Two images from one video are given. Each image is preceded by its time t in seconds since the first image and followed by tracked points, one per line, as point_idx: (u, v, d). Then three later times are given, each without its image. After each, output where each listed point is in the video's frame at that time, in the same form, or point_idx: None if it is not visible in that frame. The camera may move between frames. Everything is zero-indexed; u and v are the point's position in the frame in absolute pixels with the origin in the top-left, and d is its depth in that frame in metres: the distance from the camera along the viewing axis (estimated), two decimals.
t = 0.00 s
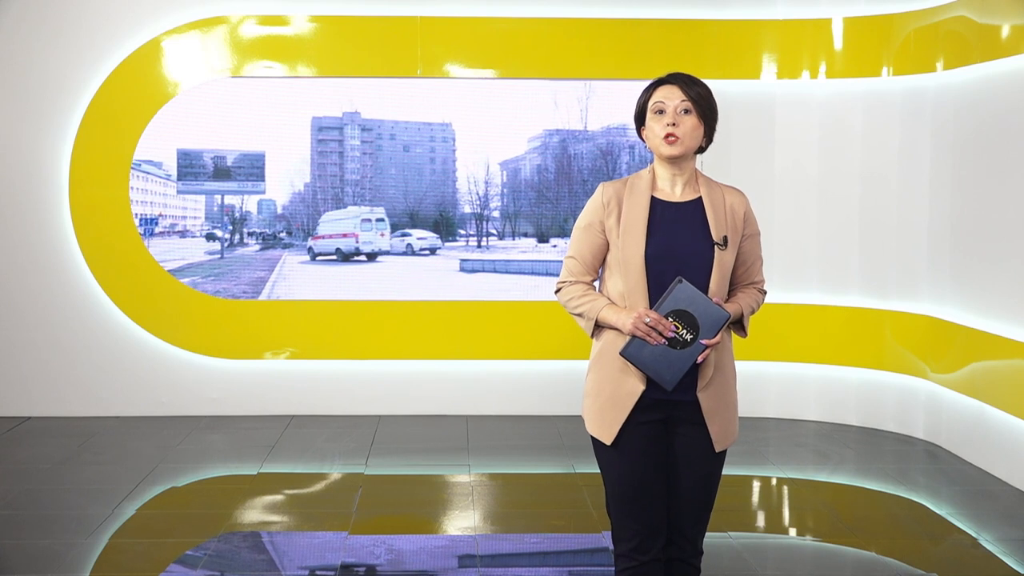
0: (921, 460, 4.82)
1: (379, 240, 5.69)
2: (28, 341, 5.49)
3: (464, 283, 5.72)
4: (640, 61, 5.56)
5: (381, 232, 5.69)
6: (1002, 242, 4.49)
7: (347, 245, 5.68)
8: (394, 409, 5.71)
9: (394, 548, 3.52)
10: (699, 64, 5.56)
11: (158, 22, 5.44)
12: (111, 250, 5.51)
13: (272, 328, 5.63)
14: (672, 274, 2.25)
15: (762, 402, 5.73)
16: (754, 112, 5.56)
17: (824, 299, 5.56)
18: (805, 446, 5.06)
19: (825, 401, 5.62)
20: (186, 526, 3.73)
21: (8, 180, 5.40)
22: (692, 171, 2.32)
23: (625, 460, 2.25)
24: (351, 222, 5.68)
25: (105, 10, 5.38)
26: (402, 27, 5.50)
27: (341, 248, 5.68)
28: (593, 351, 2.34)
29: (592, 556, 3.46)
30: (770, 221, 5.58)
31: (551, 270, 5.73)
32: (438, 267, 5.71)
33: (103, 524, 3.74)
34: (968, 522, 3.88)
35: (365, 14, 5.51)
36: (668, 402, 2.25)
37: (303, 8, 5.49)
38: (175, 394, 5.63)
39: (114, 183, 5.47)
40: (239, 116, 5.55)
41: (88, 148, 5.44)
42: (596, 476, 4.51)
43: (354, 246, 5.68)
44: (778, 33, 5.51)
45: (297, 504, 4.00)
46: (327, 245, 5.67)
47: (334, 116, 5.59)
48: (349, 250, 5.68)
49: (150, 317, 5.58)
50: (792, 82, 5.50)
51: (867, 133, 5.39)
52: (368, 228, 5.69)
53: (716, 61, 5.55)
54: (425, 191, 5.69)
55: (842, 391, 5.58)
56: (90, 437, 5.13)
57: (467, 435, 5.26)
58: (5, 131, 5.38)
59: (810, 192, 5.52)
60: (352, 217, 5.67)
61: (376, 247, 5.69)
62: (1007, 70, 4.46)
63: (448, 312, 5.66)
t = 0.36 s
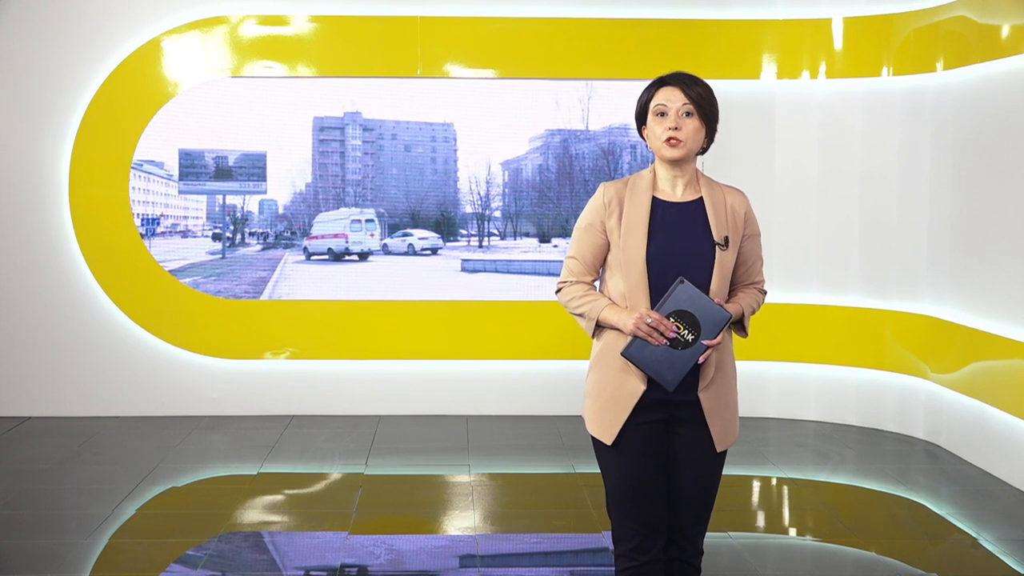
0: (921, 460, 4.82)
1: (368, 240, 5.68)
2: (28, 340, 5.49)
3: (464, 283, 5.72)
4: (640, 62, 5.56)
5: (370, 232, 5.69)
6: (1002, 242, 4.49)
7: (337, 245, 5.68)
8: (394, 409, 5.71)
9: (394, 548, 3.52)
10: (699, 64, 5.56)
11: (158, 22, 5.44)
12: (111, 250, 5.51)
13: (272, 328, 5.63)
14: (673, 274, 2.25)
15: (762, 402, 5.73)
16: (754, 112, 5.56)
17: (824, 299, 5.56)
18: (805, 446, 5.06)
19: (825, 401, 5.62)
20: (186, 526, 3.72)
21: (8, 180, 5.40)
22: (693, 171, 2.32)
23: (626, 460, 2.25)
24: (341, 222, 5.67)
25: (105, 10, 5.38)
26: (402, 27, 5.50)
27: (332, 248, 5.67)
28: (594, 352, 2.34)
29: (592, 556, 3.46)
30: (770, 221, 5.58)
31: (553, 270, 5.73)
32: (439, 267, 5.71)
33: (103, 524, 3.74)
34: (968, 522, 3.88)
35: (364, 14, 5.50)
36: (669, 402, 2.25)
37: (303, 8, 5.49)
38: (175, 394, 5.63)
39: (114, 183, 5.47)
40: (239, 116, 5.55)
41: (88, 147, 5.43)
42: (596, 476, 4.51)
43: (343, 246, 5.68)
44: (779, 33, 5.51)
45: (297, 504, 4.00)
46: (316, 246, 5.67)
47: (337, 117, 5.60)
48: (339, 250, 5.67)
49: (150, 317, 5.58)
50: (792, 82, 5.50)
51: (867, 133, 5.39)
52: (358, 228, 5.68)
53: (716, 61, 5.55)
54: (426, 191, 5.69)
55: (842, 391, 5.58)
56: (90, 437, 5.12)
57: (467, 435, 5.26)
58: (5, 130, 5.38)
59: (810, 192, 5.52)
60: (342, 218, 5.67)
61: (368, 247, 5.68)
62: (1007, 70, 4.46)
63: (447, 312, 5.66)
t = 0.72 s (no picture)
0: (921, 460, 4.82)
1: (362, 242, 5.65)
2: (28, 340, 5.49)
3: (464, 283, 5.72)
4: (639, 62, 5.57)
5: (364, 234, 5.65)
6: (1002, 242, 4.49)
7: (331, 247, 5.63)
8: (394, 409, 5.71)
9: (394, 548, 3.52)
10: (699, 64, 5.56)
11: (158, 21, 5.44)
12: (111, 249, 5.50)
13: (271, 328, 5.63)
14: (673, 273, 2.25)
15: (762, 402, 5.72)
16: (754, 113, 5.56)
17: (824, 299, 5.56)
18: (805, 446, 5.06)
19: (825, 401, 5.62)
20: (186, 526, 3.72)
21: (8, 180, 5.40)
22: (693, 171, 2.33)
23: (626, 460, 2.25)
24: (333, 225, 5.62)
25: (105, 9, 5.38)
26: (401, 27, 5.51)
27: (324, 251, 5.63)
28: (594, 351, 2.33)
29: (592, 556, 3.46)
30: (771, 221, 5.58)
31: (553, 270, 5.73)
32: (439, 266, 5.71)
33: (103, 524, 3.74)
34: (968, 522, 3.88)
35: (364, 15, 5.51)
36: (669, 402, 2.25)
37: (303, 8, 5.49)
38: (175, 394, 5.63)
39: (114, 183, 5.47)
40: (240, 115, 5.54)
41: (88, 147, 5.44)
42: (596, 476, 4.50)
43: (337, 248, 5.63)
44: (778, 33, 5.51)
45: (297, 504, 4.00)
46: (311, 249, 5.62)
47: (334, 114, 5.53)
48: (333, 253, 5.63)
49: (150, 317, 5.58)
50: (792, 82, 5.51)
51: (866, 133, 5.39)
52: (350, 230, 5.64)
53: (716, 61, 5.56)
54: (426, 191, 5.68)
55: (842, 391, 5.58)
56: (90, 437, 5.12)
57: (467, 435, 5.25)
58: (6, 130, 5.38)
59: (810, 192, 5.52)
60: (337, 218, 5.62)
61: (366, 246, 5.63)
62: (1007, 70, 4.46)
63: (447, 312, 5.66)
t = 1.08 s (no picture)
0: (921, 460, 4.82)
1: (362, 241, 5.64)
2: (28, 340, 5.49)
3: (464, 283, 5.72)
4: (639, 62, 5.57)
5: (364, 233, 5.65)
6: (1002, 241, 4.49)
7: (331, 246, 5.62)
8: (394, 409, 5.71)
9: (394, 548, 3.52)
10: (699, 64, 5.56)
11: (158, 21, 5.44)
12: (111, 249, 5.50)
13: (271, 328, 5.63)
14: (671, 274, 2.25)
15: (762, 402, 5.72)
16: (754, 112, 5.56)
17: (824, 299, 5.56)
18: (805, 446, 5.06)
19: (825, 401, 5.62)
20: (186, 526, 3.73)
21: (8, 180, 5.41)
22: (692, 171, 2.32)
23: (625, 460, 2.25)
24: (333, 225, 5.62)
25: (105, 9, 5.38)
26: (401, 27, 5.51)
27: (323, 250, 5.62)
28: (593, 351, 2.33)
29: (592, 556, 3.46)
30: (770, 221, 5.58)
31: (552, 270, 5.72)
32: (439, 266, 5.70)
33: (103, 524, 3.74)
34: (968, 522, 3.87)
35: (364, 15, 5.51)
36: (668, 402, 2.25)
37: (303, 8, 5.49)
38: (175, 394, 5.63)
39: (113, 183, 5.47)
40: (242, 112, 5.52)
41: (88, 147, 5.44)
42: (596, 476, 4.51)
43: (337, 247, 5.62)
44: (779, 33, 5.51)
45: (297, 504, 4.00)
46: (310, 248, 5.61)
47: (334, 114, 5.53)
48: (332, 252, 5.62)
49: (150, 317, 5.58)
50: (792, 82, 5.50)
51: (866, 132, 5.39)
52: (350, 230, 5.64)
53: (716, 61, 5.56)
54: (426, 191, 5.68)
55: (842, 391, 5.58)
56: (90, 437, 5.13)
57: (466, 435, 5.26)
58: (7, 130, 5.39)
59: (810, 192, 5.52)
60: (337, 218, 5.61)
61: (364, 245, 5.63)
62: (1007, 70, 4.46)
63: (447, 312, 5.66)
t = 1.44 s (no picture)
0: (921, 460, 4.82)
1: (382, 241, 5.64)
2: (29, 340, 5.50)
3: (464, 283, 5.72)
4: (640, 62, 5.57)
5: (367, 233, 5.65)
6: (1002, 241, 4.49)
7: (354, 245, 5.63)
8: (394, 409, 5.71)
9: (394, 548, 3.52)
10: (699, 64, 5.56)
11: (158, 21, 5.45)
12: (110, 248, 5.50)
13: (272, 328, 5.63)
14: (669, 274, 2.25)
15: (762, 402, 5.72)
16: (754, 113, 5.56)
17: (824, 299, 5.56)
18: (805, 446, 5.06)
19: (825, 401, 5.62)
20: (187, 526, 3.73)
21: (8, 180, 5.41)
22: (690, 171, 2.32)
23: (624, 460, 2.25)
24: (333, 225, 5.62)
25: (105, 9, 5.39)
26: (401, 28, 5.51)
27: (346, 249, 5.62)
28: (592, 351, 2.33)
29: (591, 556, 3.46)
30: (770, 221, 5.58)
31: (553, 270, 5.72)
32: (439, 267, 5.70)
33: (103, 524, 3.74)
34: (968, 522, 3.87)
35: (364, 15, 5.51)
36: (667, 402, 2.25)
37: (303, 8, 5.49)
38: (175, 394, 5.64)
39: (113, 182, 5.47)
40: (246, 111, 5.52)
41: (88, 147, 5.44)
42: (596, 476, 4.51)
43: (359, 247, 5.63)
44: (779, 33, 5.51)
45: (297, 504, 4.00)
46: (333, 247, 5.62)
47: (333, 114, 5.53)
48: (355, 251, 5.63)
49: (150, 316, 5.58)
50: (792, 82, 5.50)
51: (866, 132, 5.39)
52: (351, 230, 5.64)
53: (716, 61, 5.55)
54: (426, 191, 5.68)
55: (842, 391, 5.57)
56: (90, 437, 5.13)
57: (466, 435, 5.26)
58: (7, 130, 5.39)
59: (810, 192, 5.52)
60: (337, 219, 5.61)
61: (387, 245, 5.64)
62: (1007, 70, 4.46)
63: (448, 312, 5.66)
